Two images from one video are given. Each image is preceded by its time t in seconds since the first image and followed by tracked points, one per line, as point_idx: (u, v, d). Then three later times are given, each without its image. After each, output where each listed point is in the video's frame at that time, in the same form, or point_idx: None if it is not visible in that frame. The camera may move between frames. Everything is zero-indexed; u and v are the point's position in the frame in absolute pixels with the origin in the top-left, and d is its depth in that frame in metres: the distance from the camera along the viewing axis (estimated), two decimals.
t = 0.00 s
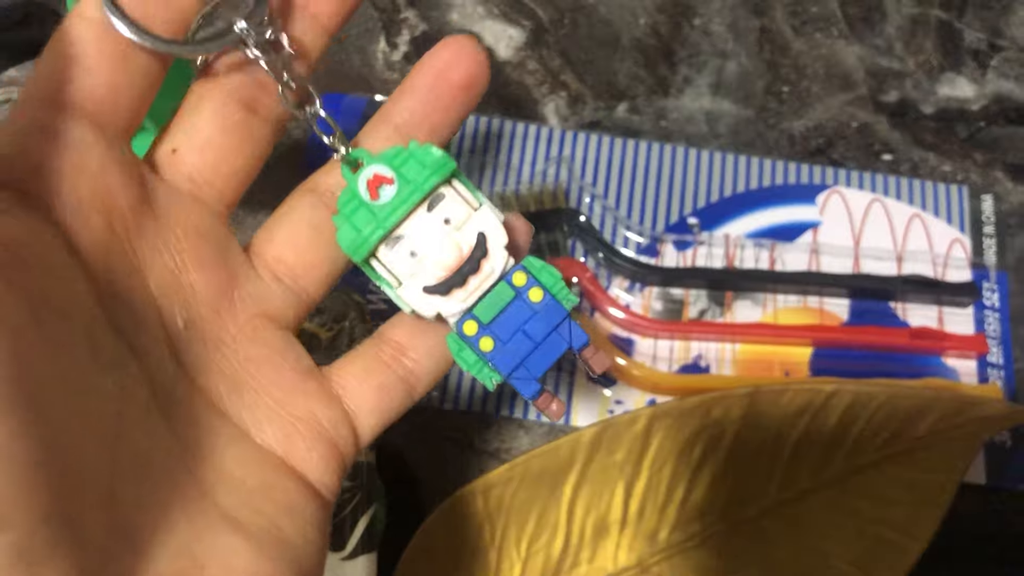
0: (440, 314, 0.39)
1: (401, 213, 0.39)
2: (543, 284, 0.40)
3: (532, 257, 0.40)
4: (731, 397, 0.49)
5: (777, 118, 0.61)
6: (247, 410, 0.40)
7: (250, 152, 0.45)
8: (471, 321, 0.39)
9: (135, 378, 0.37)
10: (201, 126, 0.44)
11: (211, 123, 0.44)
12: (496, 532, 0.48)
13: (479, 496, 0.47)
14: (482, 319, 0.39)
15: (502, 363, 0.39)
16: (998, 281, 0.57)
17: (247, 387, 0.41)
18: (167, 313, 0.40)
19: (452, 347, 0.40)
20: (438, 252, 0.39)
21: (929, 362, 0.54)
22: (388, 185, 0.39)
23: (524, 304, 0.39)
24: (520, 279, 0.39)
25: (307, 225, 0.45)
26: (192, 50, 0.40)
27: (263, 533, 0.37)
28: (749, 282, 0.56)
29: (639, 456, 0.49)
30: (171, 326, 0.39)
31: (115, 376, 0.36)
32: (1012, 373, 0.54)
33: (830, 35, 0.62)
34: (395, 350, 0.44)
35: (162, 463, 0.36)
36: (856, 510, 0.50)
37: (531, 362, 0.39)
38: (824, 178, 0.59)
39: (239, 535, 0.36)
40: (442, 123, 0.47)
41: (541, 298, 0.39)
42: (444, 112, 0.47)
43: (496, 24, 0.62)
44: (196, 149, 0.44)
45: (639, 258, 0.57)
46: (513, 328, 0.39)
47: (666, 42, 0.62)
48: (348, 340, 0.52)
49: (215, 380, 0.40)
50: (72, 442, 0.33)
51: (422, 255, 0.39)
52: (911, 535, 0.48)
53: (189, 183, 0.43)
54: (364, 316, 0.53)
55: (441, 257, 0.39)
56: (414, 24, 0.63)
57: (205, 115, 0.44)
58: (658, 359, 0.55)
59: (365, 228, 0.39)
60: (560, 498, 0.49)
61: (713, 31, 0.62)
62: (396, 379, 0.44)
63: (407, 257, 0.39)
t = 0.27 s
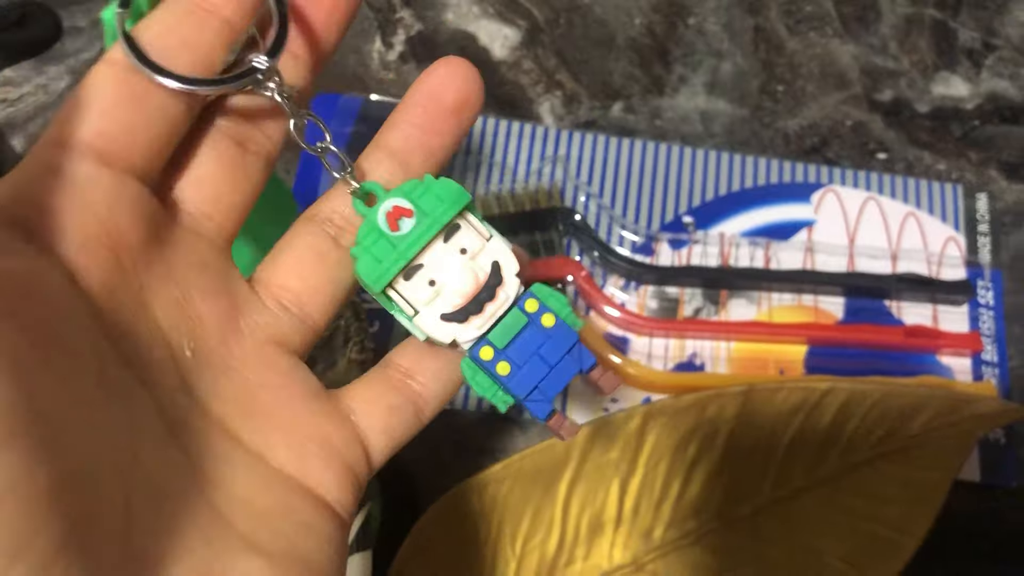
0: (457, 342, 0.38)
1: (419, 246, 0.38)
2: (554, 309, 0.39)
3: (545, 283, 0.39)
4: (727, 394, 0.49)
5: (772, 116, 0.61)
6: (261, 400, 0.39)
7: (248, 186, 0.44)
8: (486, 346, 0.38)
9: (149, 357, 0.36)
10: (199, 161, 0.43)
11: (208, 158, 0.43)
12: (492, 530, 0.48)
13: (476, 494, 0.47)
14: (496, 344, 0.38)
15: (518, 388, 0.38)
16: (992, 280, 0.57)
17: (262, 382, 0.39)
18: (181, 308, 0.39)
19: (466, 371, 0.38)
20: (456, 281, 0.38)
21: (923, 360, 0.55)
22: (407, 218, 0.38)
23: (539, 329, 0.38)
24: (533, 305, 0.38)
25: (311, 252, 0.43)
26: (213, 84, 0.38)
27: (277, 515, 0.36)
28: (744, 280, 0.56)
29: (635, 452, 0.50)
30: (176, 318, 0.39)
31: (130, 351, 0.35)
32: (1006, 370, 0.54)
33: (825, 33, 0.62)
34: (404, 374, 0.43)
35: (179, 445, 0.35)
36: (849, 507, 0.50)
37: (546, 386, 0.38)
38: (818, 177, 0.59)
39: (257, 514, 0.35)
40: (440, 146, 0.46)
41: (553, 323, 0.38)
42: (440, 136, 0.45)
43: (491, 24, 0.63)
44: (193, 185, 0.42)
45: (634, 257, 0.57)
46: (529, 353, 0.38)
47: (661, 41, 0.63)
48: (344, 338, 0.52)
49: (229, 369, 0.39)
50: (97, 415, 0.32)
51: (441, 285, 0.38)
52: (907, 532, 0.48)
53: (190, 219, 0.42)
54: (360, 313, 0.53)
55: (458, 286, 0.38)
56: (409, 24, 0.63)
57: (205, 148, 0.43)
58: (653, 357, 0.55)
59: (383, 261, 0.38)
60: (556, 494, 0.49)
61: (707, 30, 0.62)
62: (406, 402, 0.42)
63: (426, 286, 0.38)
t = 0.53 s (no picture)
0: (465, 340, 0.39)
1: (424, 245, 0.39)
2: (561, 305, 0.39)
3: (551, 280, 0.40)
4: (722, 390, 0.50)
5: (769, 114, 0.61)
6: (266, 401, 0.39)
7: (258, 194, 0.45)
8: (494, 344, 0.39)
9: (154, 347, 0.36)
10: (209, 170, 0.44)
11: (219, 166, 0.44)
12: (488, 525, 0.48)
13: (475, 490, 0.48)
14: (505, 342, 0.39)
15: (527, 384, 0.38)
16: (988, 277, 0.57)
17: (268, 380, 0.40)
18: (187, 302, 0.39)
19: (475, 370, 0.39)
20: (460, 280, 0.39)
21: (918, 356, 0.55)
22: (410, 218, 0.39)
23: (546, 325, 0.39)
24: (540, 302, 0.39)
25: (319, 256, 0.44)
26: (204, 90, 0.40)
27: (279, 509, 0.36)
28: (739, 277, 0.56)
29: (631, 447, 0.50)
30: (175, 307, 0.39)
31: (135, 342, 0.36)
32: (1001, 367, 0.55)
33: (821, 31, 0.63)
34: (415, 377, 0.44)
35: (184, 435, 0.35)
36: (845, 503, 0.50)
37: (555, 381, 0.39)
38: (814, 174, 0.59)
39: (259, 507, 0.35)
40: (445, 147, 0.47)
41: (561, 319, 0.39)
42: (445, 137, 0.46)
43: (489, 22, 0.63)
44: (205, 192, 0.43)
45: (631, 254, 0.57)
46: (536, 349, 0.39)
47: (657, 39, 0.63)
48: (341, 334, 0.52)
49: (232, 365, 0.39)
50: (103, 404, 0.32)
51: (444, 283, 0.39)
52: (902, 527, 0.49)
53: (203, 225, 0.43)
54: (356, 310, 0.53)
55: (463, 284, 0.39)
56: (406, 22, 0.63)
57: (217, 155, 0.44)
58: (649, 353, 0.55)
59: (389, 260, 0.39)
60: (552, 490, 0.49)
61: (704, 28, 0.63)
62: (418, 406, 0.43)
63: (430, 285, 0.39)
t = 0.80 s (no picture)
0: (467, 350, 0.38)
1: (450, 258, 0.37)
2: (551, 319, 0.40)
3: (547, 297, 0.40)
4: (722, 386, 0.50)
5: (768, 112, 0.62)
6: (267, 397, 0.39)
7: (251, 192, 0.45)
8: (496, 355, 0.38)
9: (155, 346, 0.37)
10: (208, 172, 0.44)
11: (216, 169, 0.44)
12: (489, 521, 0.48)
13: (474, 485, 0.48)
14: (505, 352, 0.39)
15: (522, 396, 0.39)
16: (986, 274, 0.57)
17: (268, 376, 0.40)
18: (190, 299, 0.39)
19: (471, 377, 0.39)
20: (474, 293, 0.37)
21: (917, 353, 0.55)
22: (439, 229, 0.37)
23: (543, 339, 0.39)
24: (537, 315, 0.39)
25: (313, 255, 0.44)
26: (216, 93, 0.39)
27: (281, 505, 0.36)
28: (739, 274, 0.56)
29: (631, 442, 0.50)
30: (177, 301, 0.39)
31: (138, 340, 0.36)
32: (999, 363, 0.55)
33: (820, 29, 0.63)
34: (400, 378, 0.44)
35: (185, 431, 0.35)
36: (843, 498, 0.51)
37: (547, 395, 0.39)
38: (813, 172, 0.59)
39: (259, 505, 0.36)
40: (438, 146, 0.47)
41: (555, 333, 0.39)
42: (438, 136, 0.47)
43: (489, 20, 0.63)
44: (202, 194, 0.43)
45: (631, 251, 0.58)
46: (534, 362, 0.39)
47: (657, 37, 0.63)
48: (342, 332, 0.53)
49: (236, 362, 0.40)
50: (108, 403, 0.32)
51: (461, 296, 0.37)
52: (901, 523, 0.49)
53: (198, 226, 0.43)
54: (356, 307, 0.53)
55: (478, 297, 0.37)
56: (407, 20, 0.64)
57: (214, 157, 0.44)
58: (649, 350, 0.55)
59: (413, 273, 0.36)
60: (552, 486, 0.49)
61: (704, 26, 0.63)
62: (402, 405, 0.43)
63: (446, 297, 0.37)
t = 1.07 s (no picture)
0: (472, 320, 0.39)
1: (445, 226, 0.37)
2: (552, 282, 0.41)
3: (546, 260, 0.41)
4: (718, 387, 0.49)
5: (765, 112, 0.62)
6: (262, 400, 0.40)
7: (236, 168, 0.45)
8: (500, 323, 0.39)
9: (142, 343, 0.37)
10: (189, 151, 0.44)
11: (198, 150, 0.44)
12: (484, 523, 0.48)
13: (468, 486, 0.47)
14: (510, 320, 0.39)
15: (531, 362, 0.40)
16: (983, 273, 0.57)
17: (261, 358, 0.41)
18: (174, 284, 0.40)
19: (477, 347, 0.40)
20: (474, 261, 0.38)
21: (914, 352, 0.55)
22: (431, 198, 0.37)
23: (545, 302, 0.40)
24: (539, 280, 0.40)
25: (301, 237, 0.44)
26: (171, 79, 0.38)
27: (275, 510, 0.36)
28: (735, 274, 0.56)
29: (627, 442, 0.50)
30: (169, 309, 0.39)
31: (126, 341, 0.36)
32: (996, 363, 0.55)
33: (817, 29, 0.63)
34: (396, 354, 0.44)
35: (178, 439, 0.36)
36: (839, 498, 0.51)
37: (555, 358, 0.41)
38: (809, 171, 0.59)
39: (249, 498, 0.36)
40: (427, 113, 0.47)
41: (558, 296, 0.40)
42: (427, 101, 0.46)
43: (485, 20, 0.63)
44: (185, 176, 0.43)
45: (627, 251, 0.58)
46: (540, 327, 0.40)
47: (654, 37, 0.63)
48: (337, 331, 0.52)
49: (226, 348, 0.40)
50: (89, 408, 0.33)
51: (460, 265, 0.38)
52: (897, 522, 0.49)
53: (181, 209, 0.43)
54: (352, 307, 0.53)
55: (478, 265, 0.38)
56: (404, 20, 0.63)
57: (193, 138, 0.44)
58: (645, 350, 0.55)
59: (410, 245, 0.36)
60: (548, 487, 0.49)
61: (700, 26, 0.63)
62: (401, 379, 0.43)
63: (445, 267, 0.38)
